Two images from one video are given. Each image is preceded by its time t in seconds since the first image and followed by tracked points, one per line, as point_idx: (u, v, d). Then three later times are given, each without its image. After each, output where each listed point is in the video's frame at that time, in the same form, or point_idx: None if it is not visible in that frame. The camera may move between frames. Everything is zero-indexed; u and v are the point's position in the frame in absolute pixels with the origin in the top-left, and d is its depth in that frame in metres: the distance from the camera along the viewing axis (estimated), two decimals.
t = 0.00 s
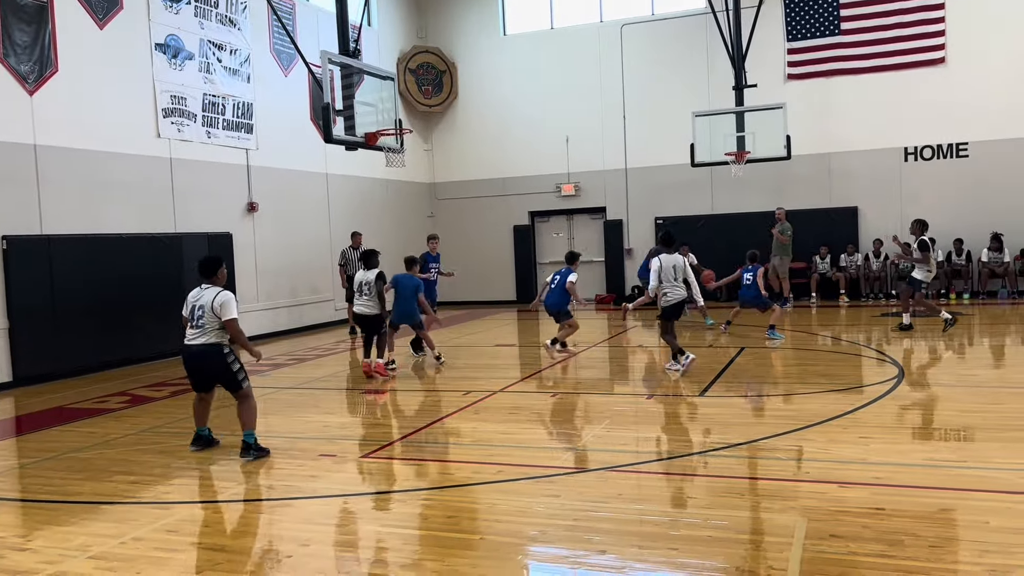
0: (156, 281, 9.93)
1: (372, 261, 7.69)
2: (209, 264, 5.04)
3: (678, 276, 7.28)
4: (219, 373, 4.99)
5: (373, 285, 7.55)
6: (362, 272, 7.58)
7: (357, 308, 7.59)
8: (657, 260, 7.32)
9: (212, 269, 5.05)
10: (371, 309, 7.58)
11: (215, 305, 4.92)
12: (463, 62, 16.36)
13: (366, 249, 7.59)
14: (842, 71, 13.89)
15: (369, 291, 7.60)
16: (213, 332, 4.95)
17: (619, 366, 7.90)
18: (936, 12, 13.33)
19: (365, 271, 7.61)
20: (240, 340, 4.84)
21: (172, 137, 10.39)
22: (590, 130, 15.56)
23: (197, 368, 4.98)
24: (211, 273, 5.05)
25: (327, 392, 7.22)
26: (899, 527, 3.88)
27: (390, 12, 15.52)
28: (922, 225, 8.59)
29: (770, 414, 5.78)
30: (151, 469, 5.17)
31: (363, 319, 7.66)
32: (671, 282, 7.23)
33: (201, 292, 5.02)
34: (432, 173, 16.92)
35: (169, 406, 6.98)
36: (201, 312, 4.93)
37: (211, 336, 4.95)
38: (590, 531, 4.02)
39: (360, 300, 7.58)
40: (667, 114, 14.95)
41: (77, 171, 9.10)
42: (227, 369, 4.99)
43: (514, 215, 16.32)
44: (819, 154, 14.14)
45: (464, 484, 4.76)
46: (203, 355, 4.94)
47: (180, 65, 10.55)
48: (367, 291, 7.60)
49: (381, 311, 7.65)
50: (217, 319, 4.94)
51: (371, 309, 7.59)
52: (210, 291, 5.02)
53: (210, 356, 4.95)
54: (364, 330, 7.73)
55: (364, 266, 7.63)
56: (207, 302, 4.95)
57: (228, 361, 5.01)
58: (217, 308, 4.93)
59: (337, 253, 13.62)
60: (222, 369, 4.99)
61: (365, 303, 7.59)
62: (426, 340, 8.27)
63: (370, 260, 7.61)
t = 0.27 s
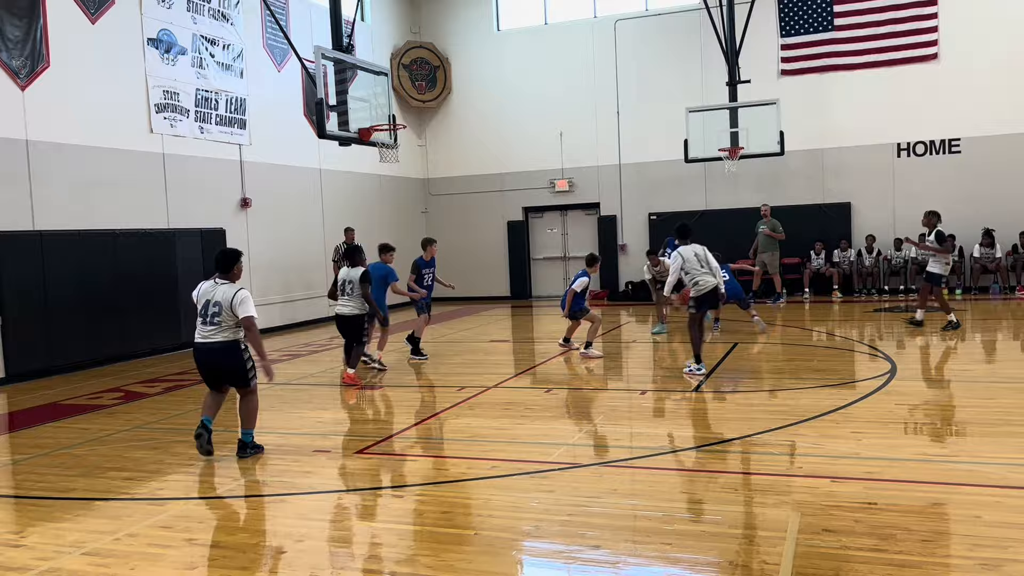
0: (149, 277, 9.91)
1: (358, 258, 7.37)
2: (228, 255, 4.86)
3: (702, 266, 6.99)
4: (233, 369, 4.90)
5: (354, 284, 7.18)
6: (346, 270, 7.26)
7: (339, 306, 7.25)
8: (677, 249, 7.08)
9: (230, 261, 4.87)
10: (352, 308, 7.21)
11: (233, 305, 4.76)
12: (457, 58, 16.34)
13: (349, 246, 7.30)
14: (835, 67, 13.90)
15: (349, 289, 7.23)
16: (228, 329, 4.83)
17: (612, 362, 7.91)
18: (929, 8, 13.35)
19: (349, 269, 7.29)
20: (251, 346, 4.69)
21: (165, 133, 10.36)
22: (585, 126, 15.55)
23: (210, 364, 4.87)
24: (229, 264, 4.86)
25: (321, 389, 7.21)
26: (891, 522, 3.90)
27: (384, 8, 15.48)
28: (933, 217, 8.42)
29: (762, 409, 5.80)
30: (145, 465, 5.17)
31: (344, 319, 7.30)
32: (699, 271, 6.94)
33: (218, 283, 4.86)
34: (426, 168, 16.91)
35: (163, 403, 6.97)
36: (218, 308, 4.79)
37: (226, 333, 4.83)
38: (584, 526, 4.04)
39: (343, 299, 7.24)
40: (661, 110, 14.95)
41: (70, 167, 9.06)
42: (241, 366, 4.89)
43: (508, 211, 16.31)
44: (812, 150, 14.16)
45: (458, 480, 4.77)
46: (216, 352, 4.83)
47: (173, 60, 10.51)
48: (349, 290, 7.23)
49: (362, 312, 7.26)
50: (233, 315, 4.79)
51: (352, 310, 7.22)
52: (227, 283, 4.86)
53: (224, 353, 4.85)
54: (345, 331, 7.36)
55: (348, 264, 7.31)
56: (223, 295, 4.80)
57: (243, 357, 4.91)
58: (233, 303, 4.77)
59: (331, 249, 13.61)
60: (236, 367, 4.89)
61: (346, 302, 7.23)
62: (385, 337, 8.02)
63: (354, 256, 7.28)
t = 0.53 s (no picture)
0: (134, 274, 9.85)
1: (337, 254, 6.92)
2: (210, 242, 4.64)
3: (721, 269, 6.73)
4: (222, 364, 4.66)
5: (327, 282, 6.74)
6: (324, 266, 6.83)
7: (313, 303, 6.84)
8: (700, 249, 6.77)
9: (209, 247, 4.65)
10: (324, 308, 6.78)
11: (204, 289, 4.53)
12: (446, 53, 16.30)
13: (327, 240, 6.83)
14: (821, 64, 13.95)
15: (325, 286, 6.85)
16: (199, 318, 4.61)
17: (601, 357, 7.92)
18: (914, 5, 13.42)
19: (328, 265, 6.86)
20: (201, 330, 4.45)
21: (151, 128, 10.29)
22: (572, 121, 15.54)
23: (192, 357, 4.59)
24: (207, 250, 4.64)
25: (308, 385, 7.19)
26: (876, 515, 3.92)
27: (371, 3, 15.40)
28: (934, 210, 8.32)
29: (749, 404, 5.82)
30: (132, 462, 5.15)
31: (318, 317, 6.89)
32: (717, 274, 6.69)
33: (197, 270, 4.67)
34: (414, 164, 16.87)
35: (150, 399, 6.94)
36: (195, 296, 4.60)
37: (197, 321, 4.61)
38: (572, 521, 4.04)
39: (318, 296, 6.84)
40: (648, 105, 14.97)
41: (53, 162, 8.98)
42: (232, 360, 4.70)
43: (496, 206, 16.28)
44: (799, 146, 14.21)
45: (446, 475, 4.77)
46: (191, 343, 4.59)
47: (159, 54, 10.43)
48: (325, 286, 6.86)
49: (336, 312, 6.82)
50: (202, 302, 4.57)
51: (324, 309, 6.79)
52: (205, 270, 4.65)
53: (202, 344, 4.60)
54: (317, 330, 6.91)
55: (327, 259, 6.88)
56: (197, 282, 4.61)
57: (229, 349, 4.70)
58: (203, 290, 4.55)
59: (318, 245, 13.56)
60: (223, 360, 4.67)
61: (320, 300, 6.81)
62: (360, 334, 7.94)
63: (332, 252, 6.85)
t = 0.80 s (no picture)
0: (114, 269, 9.76)
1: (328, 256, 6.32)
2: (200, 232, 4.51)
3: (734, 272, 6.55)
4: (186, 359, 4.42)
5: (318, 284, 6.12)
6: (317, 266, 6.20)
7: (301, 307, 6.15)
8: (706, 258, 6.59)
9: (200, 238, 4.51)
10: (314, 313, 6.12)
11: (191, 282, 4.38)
12: (428, 48, 16.26)
13: (320, 238, 6.24)
14: (801, 62, 14.01)
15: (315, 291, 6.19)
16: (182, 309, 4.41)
17: (582, 354, 7.94)
18: (893, 4, 13.50)
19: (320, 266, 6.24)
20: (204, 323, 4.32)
21: (129, 122, 10.19)
22: (554, 117, 15.54)
23: (161, 344, 4.45)
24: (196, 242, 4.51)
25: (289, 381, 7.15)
26: (855, 510, 3.96)
27: None
28: (934, 215, 8.37)
29: (729, 400, 5.85)
30: (109, 459, 5.10)
31: (302, 324, 6.19)
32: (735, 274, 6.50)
33: (181, 262, 4.51)
34: (395, 160, 16.81)
35: (128, 396, 6.88)
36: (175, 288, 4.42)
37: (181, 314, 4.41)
38: (554, 517, 4.05)
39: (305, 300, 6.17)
40: (629, 102, 15.00)
41: (30, 156, 8.88)
42: (195, 356, 4.41)
43: (478, 202, 16.25)
44: (778, 143, 14.29)
45: (428, 472, 4.76)
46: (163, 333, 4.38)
47: (137, 48, 10.31)
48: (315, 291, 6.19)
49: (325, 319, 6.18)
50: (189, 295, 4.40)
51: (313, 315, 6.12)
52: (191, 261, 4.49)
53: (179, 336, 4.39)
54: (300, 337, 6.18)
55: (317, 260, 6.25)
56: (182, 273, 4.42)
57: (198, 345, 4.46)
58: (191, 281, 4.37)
59: (299, 240, 13.49)
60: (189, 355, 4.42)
61: (309, 303, 6.15)
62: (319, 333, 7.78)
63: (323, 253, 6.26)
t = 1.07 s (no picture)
0: (80, 265, 9.63)
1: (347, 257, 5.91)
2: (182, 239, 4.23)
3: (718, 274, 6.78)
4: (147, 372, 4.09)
5: (328, 280, 5.65)
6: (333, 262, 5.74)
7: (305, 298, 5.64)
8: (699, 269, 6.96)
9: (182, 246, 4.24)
10: (313, 310, 5.62)
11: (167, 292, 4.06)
12: (401, 43, 16.18)
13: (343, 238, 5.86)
14: (773, 61, 14.11)
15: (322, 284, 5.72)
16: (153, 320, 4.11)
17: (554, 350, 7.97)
18: (862, 4, 13.64)
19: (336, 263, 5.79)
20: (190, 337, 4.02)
21: (96, 115, 10.03)
22: (527, 113, 15.54)
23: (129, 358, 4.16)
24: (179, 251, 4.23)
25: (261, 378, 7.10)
26: (823, 505, 4.01)
27: None
28: (916, 207, 8.33)
29: (700, 396, 5.90)
30: (76, 458, 5.03)
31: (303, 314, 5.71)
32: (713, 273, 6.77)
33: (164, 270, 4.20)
34: (367, 155, 16.71)
35: (97, 394, 6.79)
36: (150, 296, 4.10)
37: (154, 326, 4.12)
38: (526, 514, 4.06)
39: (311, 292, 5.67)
40: (603, 99, 15.04)
41: None
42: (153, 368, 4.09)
43: (452, 199, 16.19)
44: (749, 141, 14.40)
45: (400, 469, 4.75)
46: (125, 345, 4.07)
47: (104, 40, 10.13)
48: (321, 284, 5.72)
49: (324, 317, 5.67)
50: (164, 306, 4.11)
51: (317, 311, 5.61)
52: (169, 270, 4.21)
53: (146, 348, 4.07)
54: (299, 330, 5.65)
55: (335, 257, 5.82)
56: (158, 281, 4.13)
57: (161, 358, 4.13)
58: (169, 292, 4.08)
59: (270, 236, 13.38)
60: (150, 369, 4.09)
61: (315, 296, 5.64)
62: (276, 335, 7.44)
63: (342, 252, 5.85)
